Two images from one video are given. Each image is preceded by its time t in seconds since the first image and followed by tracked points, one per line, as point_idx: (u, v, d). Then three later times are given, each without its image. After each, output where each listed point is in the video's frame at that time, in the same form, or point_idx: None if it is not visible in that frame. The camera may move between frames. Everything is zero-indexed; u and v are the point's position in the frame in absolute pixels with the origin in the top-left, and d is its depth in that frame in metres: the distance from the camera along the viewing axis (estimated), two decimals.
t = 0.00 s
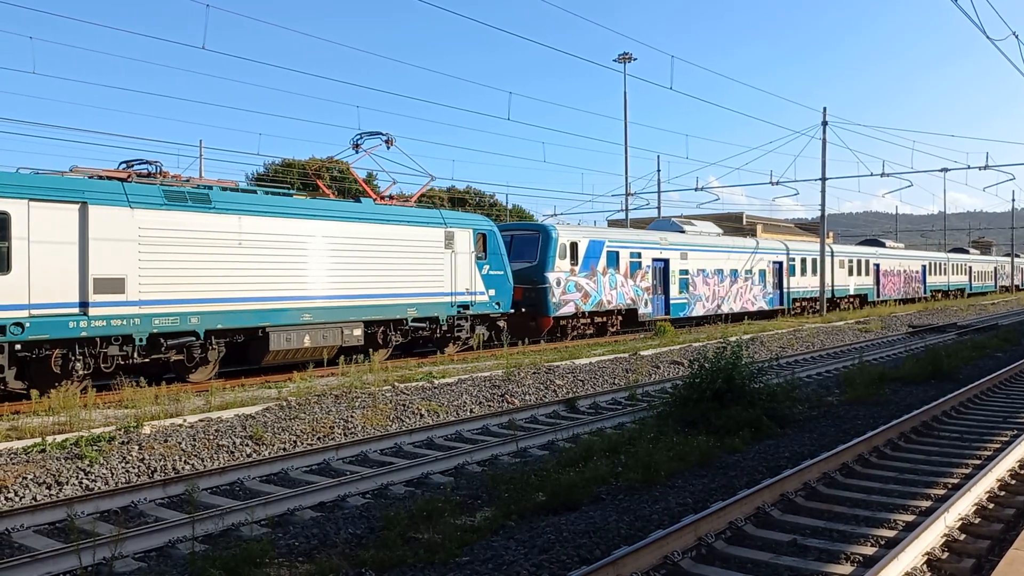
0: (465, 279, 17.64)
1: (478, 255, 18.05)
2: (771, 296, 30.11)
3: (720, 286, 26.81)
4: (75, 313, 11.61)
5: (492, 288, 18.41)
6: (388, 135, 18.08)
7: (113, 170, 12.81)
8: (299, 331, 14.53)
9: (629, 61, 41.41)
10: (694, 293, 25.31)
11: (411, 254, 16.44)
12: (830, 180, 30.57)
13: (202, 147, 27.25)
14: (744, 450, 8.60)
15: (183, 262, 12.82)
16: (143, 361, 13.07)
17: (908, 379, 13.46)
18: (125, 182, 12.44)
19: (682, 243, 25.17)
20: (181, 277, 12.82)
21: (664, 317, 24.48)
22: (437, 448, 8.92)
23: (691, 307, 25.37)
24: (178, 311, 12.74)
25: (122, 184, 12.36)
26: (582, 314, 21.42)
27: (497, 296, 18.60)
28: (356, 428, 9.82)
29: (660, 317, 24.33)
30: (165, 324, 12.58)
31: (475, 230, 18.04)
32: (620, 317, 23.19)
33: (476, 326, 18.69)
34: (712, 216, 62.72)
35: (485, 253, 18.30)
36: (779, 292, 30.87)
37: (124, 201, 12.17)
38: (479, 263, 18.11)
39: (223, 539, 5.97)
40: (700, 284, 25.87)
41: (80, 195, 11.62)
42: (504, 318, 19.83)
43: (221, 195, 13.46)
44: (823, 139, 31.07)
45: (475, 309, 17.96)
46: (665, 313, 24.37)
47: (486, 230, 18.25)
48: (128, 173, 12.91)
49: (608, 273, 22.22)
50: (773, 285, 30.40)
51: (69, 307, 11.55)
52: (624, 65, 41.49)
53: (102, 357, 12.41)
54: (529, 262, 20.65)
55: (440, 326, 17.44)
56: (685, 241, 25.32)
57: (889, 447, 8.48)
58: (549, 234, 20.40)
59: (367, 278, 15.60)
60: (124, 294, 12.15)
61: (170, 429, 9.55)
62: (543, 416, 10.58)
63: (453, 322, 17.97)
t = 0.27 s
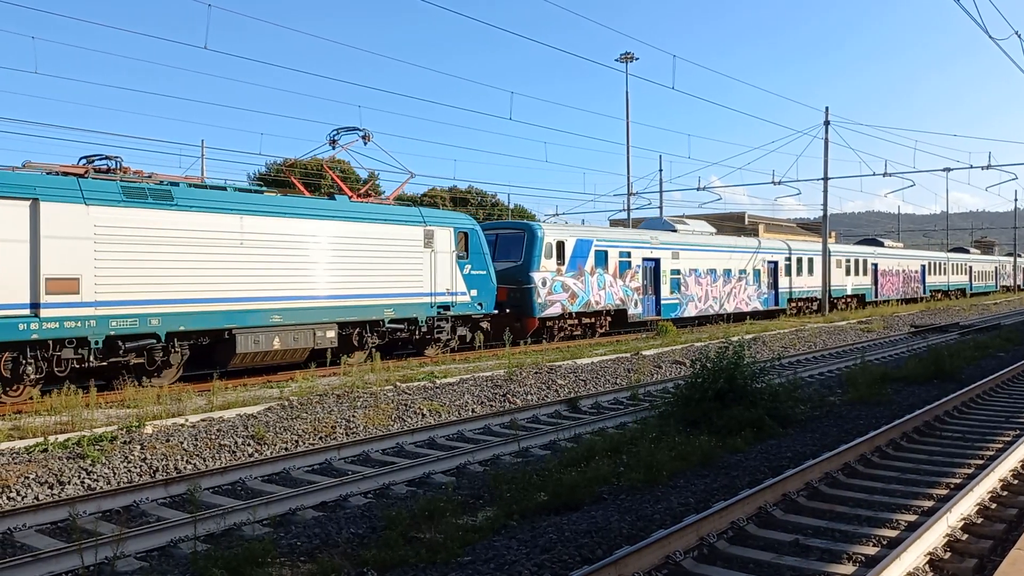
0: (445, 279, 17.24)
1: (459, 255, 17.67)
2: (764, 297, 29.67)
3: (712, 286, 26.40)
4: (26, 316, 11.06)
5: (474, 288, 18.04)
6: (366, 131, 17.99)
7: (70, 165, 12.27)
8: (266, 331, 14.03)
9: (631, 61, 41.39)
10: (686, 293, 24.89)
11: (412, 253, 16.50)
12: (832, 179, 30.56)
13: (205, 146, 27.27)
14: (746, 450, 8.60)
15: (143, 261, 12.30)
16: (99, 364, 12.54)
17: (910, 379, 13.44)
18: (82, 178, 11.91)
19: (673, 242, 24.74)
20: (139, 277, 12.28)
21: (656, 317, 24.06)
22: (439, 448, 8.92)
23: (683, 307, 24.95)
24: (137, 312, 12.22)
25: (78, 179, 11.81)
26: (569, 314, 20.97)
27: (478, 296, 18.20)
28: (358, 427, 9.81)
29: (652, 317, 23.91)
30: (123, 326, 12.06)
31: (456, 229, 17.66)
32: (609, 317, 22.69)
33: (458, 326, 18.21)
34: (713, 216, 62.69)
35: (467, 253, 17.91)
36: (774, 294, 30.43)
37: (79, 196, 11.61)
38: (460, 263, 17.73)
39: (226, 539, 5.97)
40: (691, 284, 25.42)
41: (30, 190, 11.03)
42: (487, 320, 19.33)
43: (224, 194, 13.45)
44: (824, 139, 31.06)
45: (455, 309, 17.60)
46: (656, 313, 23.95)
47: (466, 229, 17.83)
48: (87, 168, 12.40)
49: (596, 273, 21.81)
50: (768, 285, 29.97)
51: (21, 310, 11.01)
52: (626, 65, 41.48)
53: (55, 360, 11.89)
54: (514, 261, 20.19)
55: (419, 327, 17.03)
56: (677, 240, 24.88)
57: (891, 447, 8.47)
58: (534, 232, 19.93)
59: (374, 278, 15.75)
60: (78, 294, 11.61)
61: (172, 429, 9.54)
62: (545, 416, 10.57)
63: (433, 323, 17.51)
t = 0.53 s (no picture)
0: (424, 279, 16.90)
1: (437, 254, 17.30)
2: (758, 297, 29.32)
3: (703, 286, 26.03)
4: None
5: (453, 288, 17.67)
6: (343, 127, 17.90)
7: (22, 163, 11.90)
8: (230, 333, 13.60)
9: (632, 61, 41.36)
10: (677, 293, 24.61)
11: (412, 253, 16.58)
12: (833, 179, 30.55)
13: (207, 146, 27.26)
14: (748, 450, 8.59)
15: (112, 262, 12.01)
16: (53, 368, 12.09)
17: (912, 379, 13.42)
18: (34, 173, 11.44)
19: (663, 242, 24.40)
20: (105, 278, 11.97)
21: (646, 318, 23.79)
22: (440, 447, 8.92)
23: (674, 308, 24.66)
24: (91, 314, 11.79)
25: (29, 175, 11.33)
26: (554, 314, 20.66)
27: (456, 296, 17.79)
28: (359, 427, 9.81)
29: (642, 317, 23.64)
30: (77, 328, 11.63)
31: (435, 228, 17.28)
32: (596, 318, 22.42)
33: (437, 328, 17.82)
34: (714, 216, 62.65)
35: (445, 252, 17.56)
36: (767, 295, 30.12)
37: (29, 193, 11.14)
38: (439, 262, 17.37)
39: (227, 538, 5.98)
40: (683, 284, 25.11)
41: None
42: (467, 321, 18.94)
43: (224, 195, 13.47)
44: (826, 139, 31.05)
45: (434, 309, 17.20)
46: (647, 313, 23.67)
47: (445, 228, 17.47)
48: (39, 164, 12.14)
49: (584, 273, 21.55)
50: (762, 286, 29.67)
51: None
52: (628, 65, 41.46)
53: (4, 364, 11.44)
54: (497, 261, 19.92)
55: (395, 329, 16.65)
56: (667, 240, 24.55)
57: (892, 447, 8.46)
58: (519, 232, 19.64)
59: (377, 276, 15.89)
60: (29, 295, 11.16)
61: (173, 429, 9.54)
62: (546, 416, 10.57)
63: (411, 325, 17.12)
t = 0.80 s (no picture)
0: (401, 279, 16.44)
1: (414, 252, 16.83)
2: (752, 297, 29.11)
3: (695, 286, 25.84)
4: None
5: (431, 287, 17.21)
6: (313, 121, 18.09)
7: None
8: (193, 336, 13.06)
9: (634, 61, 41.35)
10: (666, 294, 24.44)
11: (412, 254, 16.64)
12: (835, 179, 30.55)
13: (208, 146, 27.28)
14: (749, 450, 8.59)
15: (86, 260, 11.67)
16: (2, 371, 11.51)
17: (913, 379, 13.42)
18: None
19: (652, 242, 24.26)
20: (77, 278, 11.62)
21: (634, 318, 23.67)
22: (441, 447, 8.93)
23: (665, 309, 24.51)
24: (44, 316, 11.24)
25: None
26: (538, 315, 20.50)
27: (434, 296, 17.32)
28: (360, 427, 9.82)
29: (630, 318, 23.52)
30: (28, 331, 11.08)
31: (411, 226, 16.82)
32: (583, 319, 22.30)
33: (414, 330, 17.38)
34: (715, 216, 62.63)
35: (423, 250, 17.08)
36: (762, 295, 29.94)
37: None
38: (417, 261, 16.92)
39: (228, 538, 5.99)
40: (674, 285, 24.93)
41: None
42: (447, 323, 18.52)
43: (225, 195, 13.50)
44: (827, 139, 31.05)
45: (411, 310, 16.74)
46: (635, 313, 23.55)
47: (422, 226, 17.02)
48: None
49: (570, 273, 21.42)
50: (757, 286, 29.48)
51: None
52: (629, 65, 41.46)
53: None
54: (480, 261, 19.74)
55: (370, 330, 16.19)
56: (655, 239, 24.41)
57: (893, 448, 8.45)
58: (501, 231, 19.42)
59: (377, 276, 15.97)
60: (29, 296, 11.12)
61: (174, 429, 9.54)
62: (547, 416, 10.57)
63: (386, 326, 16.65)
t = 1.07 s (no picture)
0: (376, 279, 16.00)
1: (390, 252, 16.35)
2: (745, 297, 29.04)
3: (686, 286, 25.73)
4: None
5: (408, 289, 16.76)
6: (285, 117, 18.21)
7: None
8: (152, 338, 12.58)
9: (635, 61, 41.34)
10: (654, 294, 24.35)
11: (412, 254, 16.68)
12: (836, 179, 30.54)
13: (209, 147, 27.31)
14: (750, 450, 8.59)
15: (83, 260, 11.63)
16: None
17: (914, 379, 13.40)
18: None
19: (641, 241, 24.19)
20: (75, 279, 11.59)
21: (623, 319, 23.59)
22: (442, 447, 8.92)
23: (654, 310, 24.44)
24: None
25: None
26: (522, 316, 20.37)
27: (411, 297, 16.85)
28: (361, 427, 9.82)
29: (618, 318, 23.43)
30: None
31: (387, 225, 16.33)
32: (569, 320, 22.19)
33: (391, 331, 16.99)
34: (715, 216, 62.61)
35: (399, 250, 16.60)
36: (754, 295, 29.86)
37: None
38: (394, 262, 16.44)
39: (229, 538, 5.99)
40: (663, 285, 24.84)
41: None
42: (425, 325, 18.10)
43: (226, 195, 13.52)
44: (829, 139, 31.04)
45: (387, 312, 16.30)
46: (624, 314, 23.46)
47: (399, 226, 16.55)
48: None
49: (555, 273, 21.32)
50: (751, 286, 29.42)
51: None
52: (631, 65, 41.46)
53: None
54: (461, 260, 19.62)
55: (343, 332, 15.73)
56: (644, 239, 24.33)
57: (894, 448, 8.44)
58: (482, 229, 19.28)
59: (373, 277, 15.93)
60: (30, 296, 11.12)
61: (175, 429, 9.55)
62: (548, 416, 10.57)
63: (360, 328, 16.24)
